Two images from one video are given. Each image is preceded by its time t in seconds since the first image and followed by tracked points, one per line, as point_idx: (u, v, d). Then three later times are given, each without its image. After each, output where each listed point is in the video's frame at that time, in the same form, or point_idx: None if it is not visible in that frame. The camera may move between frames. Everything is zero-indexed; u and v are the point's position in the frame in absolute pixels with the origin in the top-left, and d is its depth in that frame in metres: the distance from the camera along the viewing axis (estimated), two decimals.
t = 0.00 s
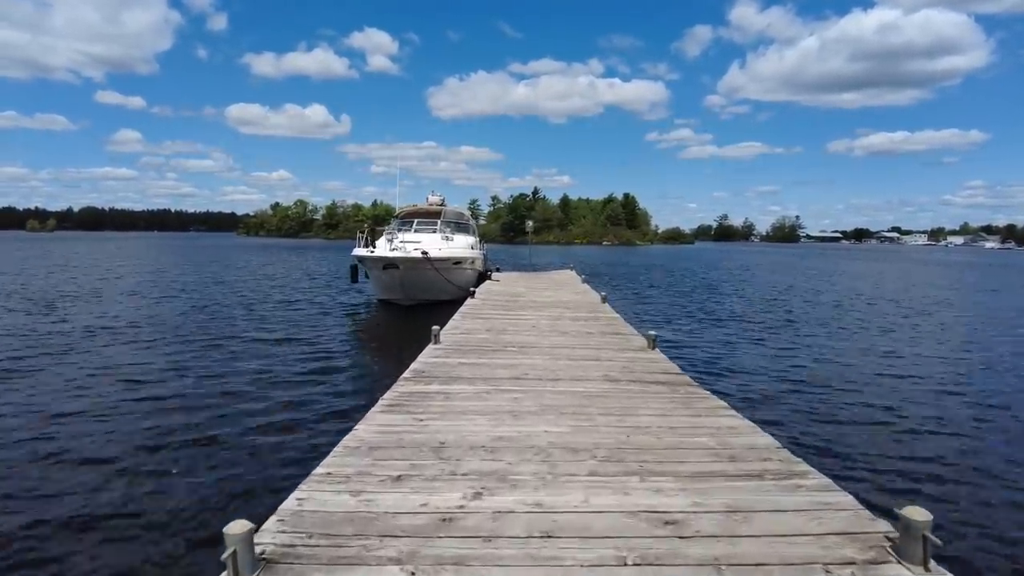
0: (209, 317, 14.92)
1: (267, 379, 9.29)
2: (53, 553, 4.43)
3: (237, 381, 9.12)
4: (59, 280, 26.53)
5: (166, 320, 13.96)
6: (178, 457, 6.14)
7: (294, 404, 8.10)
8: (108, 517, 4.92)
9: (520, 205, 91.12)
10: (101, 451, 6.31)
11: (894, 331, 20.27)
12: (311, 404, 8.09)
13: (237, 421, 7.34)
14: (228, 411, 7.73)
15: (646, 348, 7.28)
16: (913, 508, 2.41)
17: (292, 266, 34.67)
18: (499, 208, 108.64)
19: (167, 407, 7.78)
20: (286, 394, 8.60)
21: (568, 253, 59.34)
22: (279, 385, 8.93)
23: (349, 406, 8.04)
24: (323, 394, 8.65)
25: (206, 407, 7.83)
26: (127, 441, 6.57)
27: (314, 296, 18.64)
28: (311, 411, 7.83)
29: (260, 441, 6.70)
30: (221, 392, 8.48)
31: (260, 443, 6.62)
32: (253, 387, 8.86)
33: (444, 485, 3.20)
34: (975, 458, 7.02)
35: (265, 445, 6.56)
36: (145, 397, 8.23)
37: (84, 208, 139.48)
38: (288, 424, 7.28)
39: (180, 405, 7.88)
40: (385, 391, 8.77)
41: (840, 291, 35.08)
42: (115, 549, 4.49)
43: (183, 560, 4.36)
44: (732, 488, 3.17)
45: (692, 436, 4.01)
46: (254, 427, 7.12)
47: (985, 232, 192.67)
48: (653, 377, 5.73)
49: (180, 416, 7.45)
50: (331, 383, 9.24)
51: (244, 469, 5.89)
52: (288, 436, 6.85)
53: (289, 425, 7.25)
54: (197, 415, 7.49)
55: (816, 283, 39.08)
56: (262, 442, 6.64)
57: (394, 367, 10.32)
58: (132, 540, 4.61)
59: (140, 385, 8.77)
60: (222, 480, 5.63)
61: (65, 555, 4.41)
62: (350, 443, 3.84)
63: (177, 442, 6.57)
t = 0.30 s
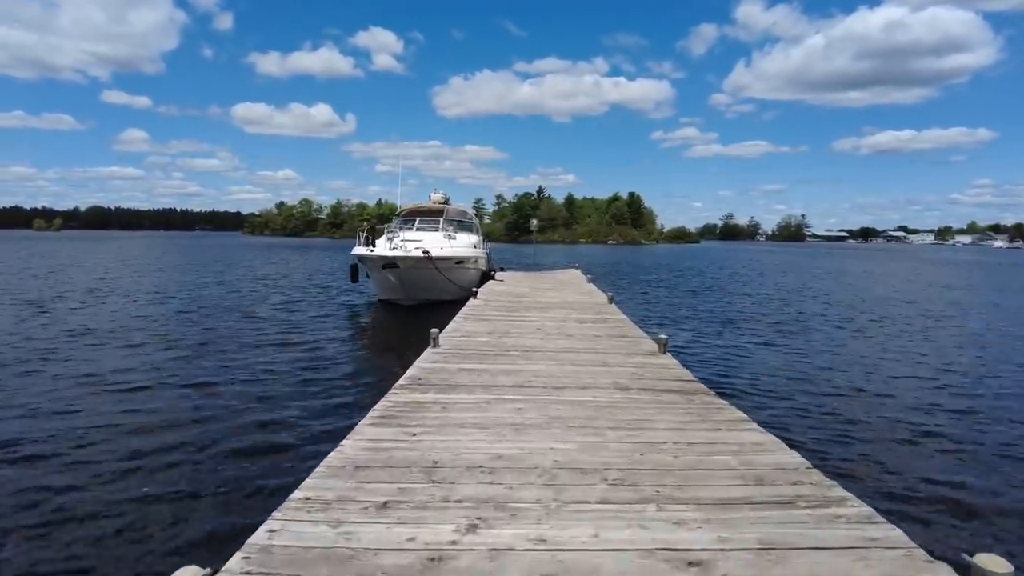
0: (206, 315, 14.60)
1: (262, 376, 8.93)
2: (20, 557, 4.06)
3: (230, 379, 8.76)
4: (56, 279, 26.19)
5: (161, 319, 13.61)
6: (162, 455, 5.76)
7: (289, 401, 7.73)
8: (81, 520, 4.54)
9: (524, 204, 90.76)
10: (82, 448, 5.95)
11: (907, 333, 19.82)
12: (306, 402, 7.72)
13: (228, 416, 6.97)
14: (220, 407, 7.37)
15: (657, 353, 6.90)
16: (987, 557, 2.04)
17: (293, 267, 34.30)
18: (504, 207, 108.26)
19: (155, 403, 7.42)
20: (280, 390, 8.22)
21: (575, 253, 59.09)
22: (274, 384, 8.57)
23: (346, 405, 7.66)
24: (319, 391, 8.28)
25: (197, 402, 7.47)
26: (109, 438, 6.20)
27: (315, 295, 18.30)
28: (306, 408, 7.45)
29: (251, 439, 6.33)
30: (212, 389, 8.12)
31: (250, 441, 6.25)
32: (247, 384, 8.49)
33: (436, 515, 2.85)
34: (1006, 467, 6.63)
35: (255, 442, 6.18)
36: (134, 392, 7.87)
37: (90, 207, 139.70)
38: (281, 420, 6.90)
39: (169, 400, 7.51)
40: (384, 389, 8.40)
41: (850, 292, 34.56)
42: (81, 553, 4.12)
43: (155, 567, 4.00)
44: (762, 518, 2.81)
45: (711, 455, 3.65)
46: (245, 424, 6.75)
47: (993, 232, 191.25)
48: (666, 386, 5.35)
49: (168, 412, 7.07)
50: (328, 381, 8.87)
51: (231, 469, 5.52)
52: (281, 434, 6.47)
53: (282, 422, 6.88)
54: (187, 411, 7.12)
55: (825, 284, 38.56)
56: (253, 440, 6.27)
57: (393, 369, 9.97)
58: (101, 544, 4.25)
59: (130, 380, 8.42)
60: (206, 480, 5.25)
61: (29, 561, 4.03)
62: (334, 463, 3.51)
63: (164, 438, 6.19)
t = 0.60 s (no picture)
0: (201, 318, 14.33)
1: (254, 386, 8.65)
2: None
3: (221, 389, 8.48)
4: (53, 280, 25.95)
5: (154, 324, 13.35)
6: (143, 480, 5.49)
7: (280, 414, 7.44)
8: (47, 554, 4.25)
9: (527, 205, 90.54)
10: (59, 467, 5.67)
11: (917, 334, 19.39)
12: (297, 416, 7.42)
13: (215, 433, 6.69)
14: (207, 420, 7.08)
15: (662, 363, 6.60)
16: None
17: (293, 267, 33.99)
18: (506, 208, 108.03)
19: (141, 418, 7.14)
20: (271, 402, 7.94)
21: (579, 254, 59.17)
22: (265, 394, 8.28)
23: (339, 419, 7.36)
24: (312, 403, 7.99)
25: (185, 416, 7.19)
26: (89, 458, 5.93)
27: (314, 298, 18.01)
28: (297, 424, 7.15)
29: (236, 457, 6.02)
30: (201, 401, 7.84)
31: (237, 461, 5.96)
32: (238, 394, 8.21)
33: (419, 560, 2.53)
34: None
35: (241, 463, 5.89)
36: (120, 405, 7.60)
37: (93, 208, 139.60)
38: (270, 438, 6.61)
39: (155, 415, 7.24)
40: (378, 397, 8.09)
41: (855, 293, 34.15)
42: None
43: None
44: (786, 565, 2.48)
45: (726, 484, 3.34)
46: (233, 441, 6.47)
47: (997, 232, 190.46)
48: (672, 400, 5.05)
49: (153, 428, 6.80)
50: (322, 391, 8.58)
51: (214, 494, 5.23)
52: (269, 454, 6.18)
53: (272, 439, 6.58)
54: (173, 427, 6.84)
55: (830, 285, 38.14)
56: (240, 461, 5.97)
57: (388, 376, 9.65)
58: None
59: (116, 390, 8.14)
60: (187, 509, 4.96)
61: None
62: (310, 492, 3.23)
63: (147, 459, 5.92)
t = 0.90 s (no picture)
0: (191, 319, 13.98)
1: (237, 390, 8.30)
2: None
3: (203, 394, 8.13)
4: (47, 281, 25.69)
5: (142, 323, 13.04)
6: (108, 491, 5.14)
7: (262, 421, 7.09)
8: None
9: (527, 205, 90.24)
10: (23, 478, 5.33)
11: (922, 337, 19.04)
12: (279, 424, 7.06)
13: (191, 441, 6.34)
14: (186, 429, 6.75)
15: (665, 371, 6.26)
16: None
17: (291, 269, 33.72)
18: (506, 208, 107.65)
19: (115, 423, 6.81)
20: (253, 408, 7.58)
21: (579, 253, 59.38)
22: (248, 399, 7.93)
23: (322, 427, 6.99)
24: (296, 409, 7.63)
25: (163, 423, 6.85)
26: (54, 466, 5.60)
27: (307, 300, 17.66)
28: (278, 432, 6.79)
29: (212, 468, 5.68)
30: (181, 405, 7.49)
31: (210, 472, 5.60)
32: (220, 399, 7.86)
33: None
34: None
35: (214, 475, 5.53)
36: (95, 408, 7.26)
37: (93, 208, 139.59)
38: (248, 447, 6.25)
39: (130, 420, 6.90)
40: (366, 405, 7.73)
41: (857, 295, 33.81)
42: None
43: None
44: None
45: (738, 514, 2.99)
46: (209, 449, 6.12)
47: (998, 232, 190.02)
48: (674, 414, 4.70)
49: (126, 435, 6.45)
50: (307, 396, 8.23)
51: (180, 509, 4.87)
52: (245, 464, 5.81)
53: (250, 449, 6.22)
54: (148, 434, 6.50)
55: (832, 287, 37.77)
56: (213, 471, 5.61)
57: (378, 382, 9.30)
58: None
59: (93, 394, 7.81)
60: (150, 526, 4.61)
61: None
62: (270, 526, 2.88)
63: (116, 469, 5.58)
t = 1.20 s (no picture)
0: (183, 323, 13.67)
1: (225, 403, 7.98)
2: None
3: (190, 407, 7.83)
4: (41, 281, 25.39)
5: (134, 329, 12.74)
6: (77, 525, 4.81)
7: (248, 438, 6.77)
8: None
9: (528, 205, 89.88)
10: None
11: (930, 339, 18.68)
12: (266, 440, 6.74)
13: (172, 463, 6.02)
14: (169, 446, 6.44)
15: (671, 381, 5.91)
16: None
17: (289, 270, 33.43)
18: (508, 208, 107.31)
19: (93, 442, 6.48)
20: (240, 422, 7.26)
21: (578, 254, 60.53)
22: (236, 413, 7.62)
23: (311, 443, 6.69)
24: (285, 423, 7.32)
25: (145, 440, 6.55)
26: (25, 494, 5.28)
27: (303, 302, 17.34)
28: (264, 450, 6.47)
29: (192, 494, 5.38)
30: (164, 421, 7.18)
31: (191, 495, 5.30)
32: (206, 414, 7.56)
33: None
34: None
35: (192, 503, 5.21)
36: (74, 425, 6.95)
37: (95, 209, 139.28)
38: (232, 469, 5.93)
39: (110, 439, 6.59)
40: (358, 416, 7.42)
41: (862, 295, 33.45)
42: None
43: None
44: None
45: (757, 555, 2.65)
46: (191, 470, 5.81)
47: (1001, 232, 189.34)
48: (682, 432, 4.37)
49: (104, 455, 6.14)
50: (298, 408, 7.92)
51: (153, 547, 4.54)
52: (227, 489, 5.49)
53: (234, 471, 5.90)
54: (126, 454, 6.18)
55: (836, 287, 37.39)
56: (191, 499, 5.28)
57: (372, 390, 8.98)
58: None
59: (73, 409, 7.50)
60: (120, 566, 4.29)
61: None
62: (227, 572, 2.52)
63: (88, 499, 5.26)
